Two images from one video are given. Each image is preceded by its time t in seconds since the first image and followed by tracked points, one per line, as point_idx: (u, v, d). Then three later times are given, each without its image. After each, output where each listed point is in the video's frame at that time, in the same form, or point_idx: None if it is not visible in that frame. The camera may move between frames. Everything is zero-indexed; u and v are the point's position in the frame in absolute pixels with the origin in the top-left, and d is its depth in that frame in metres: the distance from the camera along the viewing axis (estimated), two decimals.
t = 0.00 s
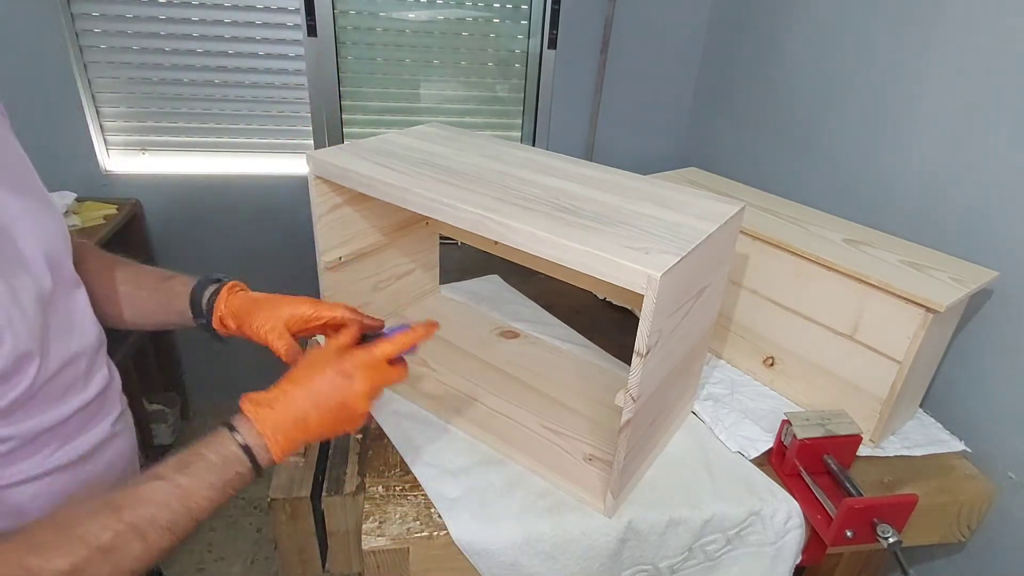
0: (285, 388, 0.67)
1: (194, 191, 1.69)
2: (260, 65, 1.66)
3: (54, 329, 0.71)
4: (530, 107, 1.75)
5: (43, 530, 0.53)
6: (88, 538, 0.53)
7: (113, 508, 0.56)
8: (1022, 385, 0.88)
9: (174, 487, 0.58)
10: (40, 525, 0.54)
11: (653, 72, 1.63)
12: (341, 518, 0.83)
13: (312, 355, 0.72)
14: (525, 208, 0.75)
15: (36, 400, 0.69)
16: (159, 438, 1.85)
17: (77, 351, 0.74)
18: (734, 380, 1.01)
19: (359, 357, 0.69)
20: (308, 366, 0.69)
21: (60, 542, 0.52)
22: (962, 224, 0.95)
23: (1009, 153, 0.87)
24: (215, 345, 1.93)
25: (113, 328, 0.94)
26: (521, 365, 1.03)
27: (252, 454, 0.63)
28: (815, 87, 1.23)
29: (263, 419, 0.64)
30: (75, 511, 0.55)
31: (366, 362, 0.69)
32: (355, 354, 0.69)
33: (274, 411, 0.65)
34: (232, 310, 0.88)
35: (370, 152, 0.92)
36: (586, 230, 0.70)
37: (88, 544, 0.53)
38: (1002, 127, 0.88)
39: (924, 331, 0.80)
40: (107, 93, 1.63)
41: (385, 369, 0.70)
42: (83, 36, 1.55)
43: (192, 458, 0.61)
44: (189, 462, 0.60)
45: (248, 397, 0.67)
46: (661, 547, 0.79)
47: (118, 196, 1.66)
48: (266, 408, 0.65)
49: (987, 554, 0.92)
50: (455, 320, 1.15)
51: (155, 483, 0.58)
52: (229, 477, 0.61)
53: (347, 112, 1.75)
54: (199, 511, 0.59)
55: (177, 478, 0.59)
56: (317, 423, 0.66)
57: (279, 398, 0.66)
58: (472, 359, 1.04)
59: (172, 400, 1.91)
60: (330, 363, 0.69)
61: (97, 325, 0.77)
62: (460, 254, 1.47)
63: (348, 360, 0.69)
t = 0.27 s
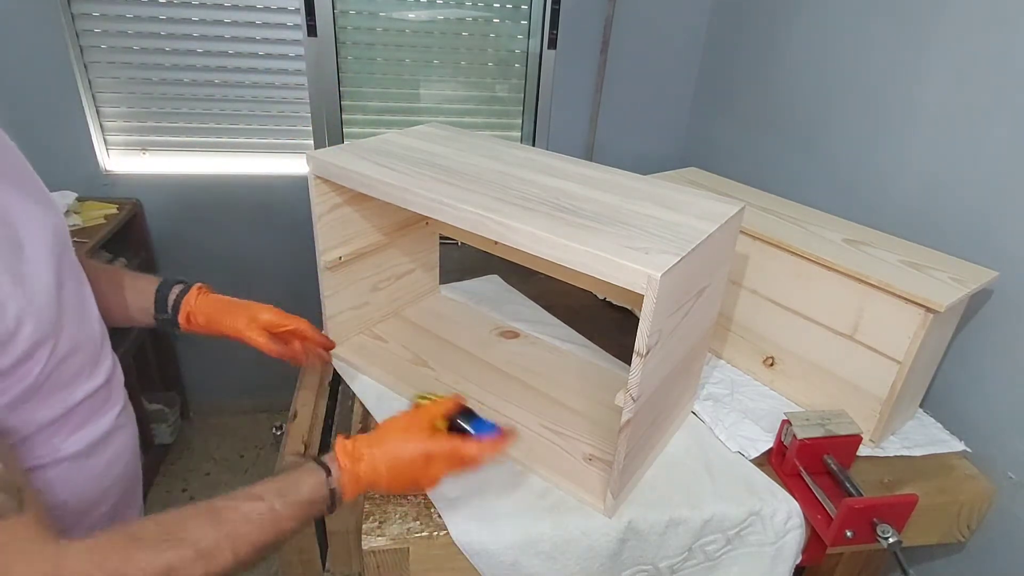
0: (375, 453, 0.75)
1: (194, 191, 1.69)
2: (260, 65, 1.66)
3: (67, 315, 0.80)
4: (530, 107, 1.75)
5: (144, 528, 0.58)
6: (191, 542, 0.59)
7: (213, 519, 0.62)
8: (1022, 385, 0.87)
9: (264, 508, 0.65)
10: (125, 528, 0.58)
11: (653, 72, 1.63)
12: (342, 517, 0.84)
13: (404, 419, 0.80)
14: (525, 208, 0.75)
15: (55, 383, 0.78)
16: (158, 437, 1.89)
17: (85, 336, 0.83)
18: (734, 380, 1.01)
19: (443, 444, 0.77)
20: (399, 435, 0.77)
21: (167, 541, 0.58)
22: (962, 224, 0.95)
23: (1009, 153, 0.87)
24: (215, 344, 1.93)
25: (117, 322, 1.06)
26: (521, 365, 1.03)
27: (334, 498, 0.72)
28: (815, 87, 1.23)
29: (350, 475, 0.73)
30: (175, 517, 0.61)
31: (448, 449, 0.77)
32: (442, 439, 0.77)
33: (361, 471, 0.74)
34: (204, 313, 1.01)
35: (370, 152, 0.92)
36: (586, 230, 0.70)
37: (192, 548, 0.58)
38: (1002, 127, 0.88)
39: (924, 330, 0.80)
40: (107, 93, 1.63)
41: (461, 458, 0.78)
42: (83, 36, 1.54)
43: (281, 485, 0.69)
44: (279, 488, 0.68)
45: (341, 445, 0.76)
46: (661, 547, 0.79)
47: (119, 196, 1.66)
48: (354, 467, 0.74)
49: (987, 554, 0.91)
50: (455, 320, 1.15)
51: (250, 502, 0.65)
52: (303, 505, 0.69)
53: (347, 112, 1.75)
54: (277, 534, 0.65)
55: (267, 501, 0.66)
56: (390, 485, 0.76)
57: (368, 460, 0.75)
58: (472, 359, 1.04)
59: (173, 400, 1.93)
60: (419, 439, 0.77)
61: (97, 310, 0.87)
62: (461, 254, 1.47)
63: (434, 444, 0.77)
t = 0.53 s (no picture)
0: (398, 451, 0.74)
1: (194, 191, 1.69)
2: (260, 65, 1.66)
3: (81, 295, 0.80)
4: (530, 107, 1.75)
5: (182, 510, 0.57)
6: (227, 528, 0.57)
7: (248, 506, 0.59)
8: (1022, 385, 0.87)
9: (294, 498, 0.63)
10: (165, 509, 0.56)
11: (653, 72, 1.63)
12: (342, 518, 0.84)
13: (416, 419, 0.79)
14: (525, 208, 0.75)
15: (76, 361, 0.79)
16: (158, 436, 1.87)
17: (96, 316, 0.84)
18: (734, 380, 1.01)
19: (461, 438, 0.77)
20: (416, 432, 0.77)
21: (203, 525, 0.56)
22: (963, 223, 0.94)
23: (1009, 152, 0.87)
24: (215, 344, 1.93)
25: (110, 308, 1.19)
26: (521, 365, 1.03)
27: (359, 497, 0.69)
28: (815, 87, 1.23)
29: (375, 480, 0.71)
30: (213, 504, 0.58)
31: (465, 442, 0.78)
32: (460, 435, 0.78)
33: (386, 469, 0.72)
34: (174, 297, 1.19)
35: (370, 152, 0.92)
36: (586, 230, 0.70)
37: (229, 534, 0.56)
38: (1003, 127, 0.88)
39: (924, 330, 0.80)
40: (107, 93, 1.63)
41: (475, 451, 0.79)
42: (83, 36, 1.54)
43: (314, 479, 0.66)
44: (311, 480, 0.66)
45: (363, 444, 0.73)
46: (661, 547, 0.79)
47: (119, 196, 1.66)
48: (380, 470, 0.71)
49: (987, 554, 0.92)
50: (455, 320, 1.15)
51: (282, 492, 0.62)
52: (332, 498, 0.66)
53: (347, 112, 1.75)
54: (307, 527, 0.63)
55: (297, 491, 0.64)
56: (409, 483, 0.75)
57: (391, 458, 0.73)
58: (472, 359, 1.04)
59: (173, 400, 1.91)
60: (439, 436, 0.77)
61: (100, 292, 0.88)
62: (460, 254, 1.47)
63: (453, 446, 0.76)
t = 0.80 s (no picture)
0: (421, 468, 0.72)
1: (194, 191, 1.69)
2: (260, 65, 1.66)
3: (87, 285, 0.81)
4: (530, 107, 1.75)
5: (196, 498, 0.57)
6: (238, 519, 0.56)
7: (260, 498, 0.59)
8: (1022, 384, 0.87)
9: (305, 494, 0.62)
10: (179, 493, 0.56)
11: (653, 72, 1.63)
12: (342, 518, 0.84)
13: (459, 440, 0.75)
14: (525, 208, 0.75)
15: (86, 349, 0.79)
16: (159, 437, 1.86)
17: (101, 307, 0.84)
18: (734, 380, 1.01)
19: (486, 486, 0.72)
20: (449, 459, 0.73)
21: (215, 514, 0.56)
22: (963, 223, 0.94)
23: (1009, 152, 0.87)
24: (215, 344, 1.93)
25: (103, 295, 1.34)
26: (521, 365, 1.03)
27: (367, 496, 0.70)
28: (815, 86, 1.23)
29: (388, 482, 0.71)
30: (225, 493, 0.58)
31: (489, 492, 0.73)
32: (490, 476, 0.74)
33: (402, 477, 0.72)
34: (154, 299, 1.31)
35: (370, 152, 0.92)
36: (586, 230, 0.70)
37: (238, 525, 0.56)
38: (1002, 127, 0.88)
39: (924, 330, 0.80)
40: (107, 93, 1.63)
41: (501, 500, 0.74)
42: (83, 36, 1.54)
43: (329, 475, 0.66)
44: (326, 477, 0.65)
45: (392, 447, 0.73)
46: (661, 547, 0.79)
47: (119, 196, 1.66)
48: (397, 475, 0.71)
49: (987, 554, 0.91)
50: (455, 320, 1.15)
51: (294, 487, 0.62)
52: (344, 497, 0.66)
53: (347, 112, 1.74)
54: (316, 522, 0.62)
55: (310, 488, 0.63)
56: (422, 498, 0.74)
57: (412, 471, 0.72)
58: (472, 359, 1.04)
59: (173, 400, 1.90)
60: (466, 470, 0.73)
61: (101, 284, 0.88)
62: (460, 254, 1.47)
63: (476, 481, 0.72)
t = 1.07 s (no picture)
0: (398, 448, 0.74)
1: (194, 191, 1.69)
2: (260, 65, 1.66)
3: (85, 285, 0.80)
4: (530, 107, 1.75)
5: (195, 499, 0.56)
6: (227, 521, 0.55)
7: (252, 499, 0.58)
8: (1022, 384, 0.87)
9: (293, 492, 0.61)
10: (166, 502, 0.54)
11: (653, 72, 1.63)
12: (342, 518, 0.84)
13: (416, 423, 0.79)
14: (525, 208, 0.75)
15: (82, 349, 0.78)
16: (157, 437, 1.87)
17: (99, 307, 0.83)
18: (734, 380, 1.01)
19: (460, 440, 0.79)
20: (419, 430, 0.78)
21: (203, 517, 0.54)
22: (962, 223, 0.94)
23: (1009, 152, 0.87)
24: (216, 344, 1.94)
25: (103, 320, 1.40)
26: (521, 365, 1.03)
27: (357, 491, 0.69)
28: (815, 86, 1.23)
29: (372, 473, 0.71)
30: (212, 497, 0.57)
31: (465, 444, 0.79)
32: (458, 436, 0.79)
33: (384, 464, 0.72)
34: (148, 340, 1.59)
35: (370, 152, 0.92)
36: (586, 231, 0.70)
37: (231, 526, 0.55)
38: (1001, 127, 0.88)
39: (924, 330, 0.80)
40: (106, 93, 1.63)
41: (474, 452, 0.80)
42: (83, 36, 1.54)
43: (312, 474, 0.65)
44: (308, 474, 0.65)
45: (363, 439, 0.74)
46: (661, 547, 0.79)
47: (118, 196, 1.66)
48: (377, 463, 0.72)
49: (987, 554, 0.91)
50: (455, 320, 1.15)
51: (280, 486, 0.61)
52: (331, 492, 0.65)
53: (347, 112, 1.75)
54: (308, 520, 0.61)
55: (300, 488, 0.62)
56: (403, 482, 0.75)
57: (390, 453, 0.73)
58: (472, 359, 1.04)
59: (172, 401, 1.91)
60: (438, 434, 0.78)
61: (100, 285, 0.87)
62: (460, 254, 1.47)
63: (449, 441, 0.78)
